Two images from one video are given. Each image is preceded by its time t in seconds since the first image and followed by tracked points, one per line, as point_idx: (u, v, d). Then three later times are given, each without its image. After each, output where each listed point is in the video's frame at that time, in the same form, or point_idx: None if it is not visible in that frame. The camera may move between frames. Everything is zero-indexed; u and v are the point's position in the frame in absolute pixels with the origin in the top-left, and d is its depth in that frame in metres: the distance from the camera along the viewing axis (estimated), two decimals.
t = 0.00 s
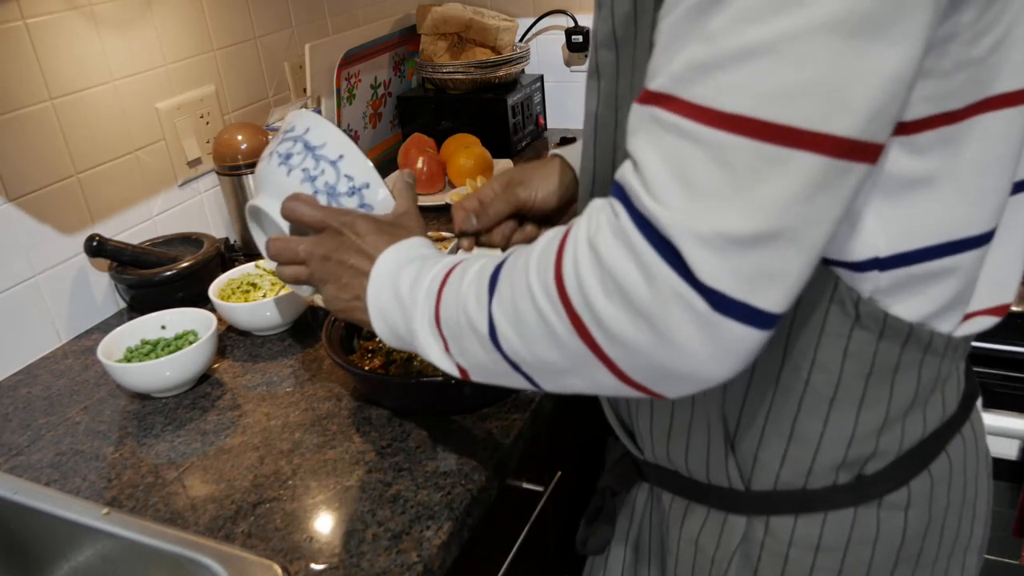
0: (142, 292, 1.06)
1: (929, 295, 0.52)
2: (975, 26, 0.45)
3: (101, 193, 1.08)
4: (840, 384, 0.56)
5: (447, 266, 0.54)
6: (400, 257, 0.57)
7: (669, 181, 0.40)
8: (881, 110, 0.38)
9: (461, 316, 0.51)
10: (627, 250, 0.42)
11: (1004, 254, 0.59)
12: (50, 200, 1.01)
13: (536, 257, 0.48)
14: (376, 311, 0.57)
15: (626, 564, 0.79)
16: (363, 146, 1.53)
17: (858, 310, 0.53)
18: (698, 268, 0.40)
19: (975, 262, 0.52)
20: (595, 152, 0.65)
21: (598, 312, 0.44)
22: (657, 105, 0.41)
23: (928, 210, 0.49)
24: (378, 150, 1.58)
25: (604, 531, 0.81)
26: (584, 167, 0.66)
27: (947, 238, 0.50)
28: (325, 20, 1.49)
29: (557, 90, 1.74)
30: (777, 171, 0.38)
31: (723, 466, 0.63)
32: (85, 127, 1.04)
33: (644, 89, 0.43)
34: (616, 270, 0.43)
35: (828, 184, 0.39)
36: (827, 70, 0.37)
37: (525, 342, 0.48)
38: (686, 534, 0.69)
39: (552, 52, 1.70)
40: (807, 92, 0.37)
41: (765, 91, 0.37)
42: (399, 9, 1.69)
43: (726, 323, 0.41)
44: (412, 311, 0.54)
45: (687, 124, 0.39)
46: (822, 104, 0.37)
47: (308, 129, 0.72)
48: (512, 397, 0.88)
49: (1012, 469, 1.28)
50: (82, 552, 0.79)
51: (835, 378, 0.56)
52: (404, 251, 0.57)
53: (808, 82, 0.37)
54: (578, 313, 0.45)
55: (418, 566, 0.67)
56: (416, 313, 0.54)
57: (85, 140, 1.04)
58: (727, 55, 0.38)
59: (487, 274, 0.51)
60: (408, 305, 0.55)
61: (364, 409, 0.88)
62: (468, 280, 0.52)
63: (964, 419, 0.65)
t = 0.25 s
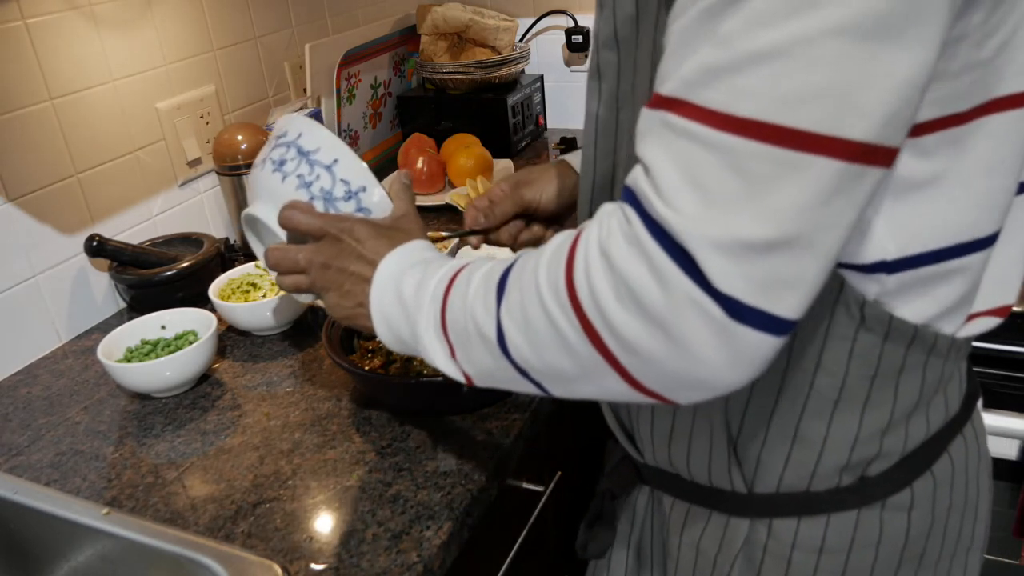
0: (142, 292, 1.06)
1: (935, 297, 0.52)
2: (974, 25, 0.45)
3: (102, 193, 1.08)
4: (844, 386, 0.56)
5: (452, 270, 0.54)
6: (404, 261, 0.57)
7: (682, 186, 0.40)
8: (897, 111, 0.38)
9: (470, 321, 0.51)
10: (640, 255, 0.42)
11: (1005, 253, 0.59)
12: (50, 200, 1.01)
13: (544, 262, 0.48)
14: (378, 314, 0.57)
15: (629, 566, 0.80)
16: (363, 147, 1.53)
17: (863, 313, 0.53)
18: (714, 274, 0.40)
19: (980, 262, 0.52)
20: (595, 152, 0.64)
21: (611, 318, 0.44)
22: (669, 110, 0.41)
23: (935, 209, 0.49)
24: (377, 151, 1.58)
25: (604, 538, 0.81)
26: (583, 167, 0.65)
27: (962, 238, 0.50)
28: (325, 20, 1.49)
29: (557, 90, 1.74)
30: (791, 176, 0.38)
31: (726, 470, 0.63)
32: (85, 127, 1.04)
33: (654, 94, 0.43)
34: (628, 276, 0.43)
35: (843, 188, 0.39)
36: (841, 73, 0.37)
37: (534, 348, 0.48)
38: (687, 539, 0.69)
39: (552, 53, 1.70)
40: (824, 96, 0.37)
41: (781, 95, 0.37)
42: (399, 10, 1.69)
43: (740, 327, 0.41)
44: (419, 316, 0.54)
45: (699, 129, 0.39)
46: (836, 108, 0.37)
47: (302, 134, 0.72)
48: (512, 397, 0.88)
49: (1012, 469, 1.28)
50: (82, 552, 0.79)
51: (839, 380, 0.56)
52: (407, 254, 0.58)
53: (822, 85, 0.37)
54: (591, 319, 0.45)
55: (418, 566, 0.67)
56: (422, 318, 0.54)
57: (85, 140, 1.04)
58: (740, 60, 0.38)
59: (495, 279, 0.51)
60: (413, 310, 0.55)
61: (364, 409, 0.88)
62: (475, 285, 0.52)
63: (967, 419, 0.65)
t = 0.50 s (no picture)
0: (142, 292, 1.06)
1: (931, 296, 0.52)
2: (971, 29, 0.46)
3: (102, 193, 1.08)
4: (845, 387, 0.56)
5: (453, 273, 0.54)
6: (405, 265, 0.57)
7: (692, 194, 0.40)
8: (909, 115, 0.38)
9: (475, 326, 0.51)
10: (651, 261, 0.42)
11: (1006, 253, 0.59)
12: (50, 200, 1.01)
13: (551, 267, 0.48)
14: (377, 322, 0.57)
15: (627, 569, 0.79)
16: (363, 147, 1.53)
17: (864, 313, 0.52)
18: (727, 283, 0.40)
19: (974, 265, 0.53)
20: (593, 154, 0.64)
21: (623, 326, 0.44)
22: (676, 119, 0.41)
23: (937, 210, 0.49)
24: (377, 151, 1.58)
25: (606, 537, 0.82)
26: (581, 168, 0.65)
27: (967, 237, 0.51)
28: (325, 20, 1.49)
29: (557, 90, 1.74)
30: (801, 186, 0.38)
31: (726, 470, 0.63)
32: (85, 126, 1.04)
33: (660, 102, 0.43)
34: (639, 283, 0.42)
35: (852, 194, 0.39)
36: (851, 81, 0.37)
37: (543, 355, 0.48)
38: (687, 540, 0.69)
39: (552, 53, 1.70)
40: (834, 103, 0.37)
41: (791, 103, 0.37)
42: (399, 9, 1.69)
43: (751, 333, 0.41)
44: (422, 320, 0.54)
45: (708, 138, 0.39)
46: (846, 117, 0.37)
47: (275, 143, 0.72)
48: (513, 397, 0.88)
49: (1012, 469, 1.28)
50: (82, 552, 0.79)
51: (840, 381, 0.56)
52: (407, 258, 0.57)
53: (832, 94, 0.37)
54: (602, 327, 0.45)
55: (418, 566, 0.67)
56: (425, 321, 0.54)
57: (85, 140, 1.04)
58: (748, 70, 0.38)
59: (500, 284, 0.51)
60: (415, 316, 0.54)
61: (364, 409, 0.88)
62: (478, 291, 0.52)
63: (966, 417, 0.65)
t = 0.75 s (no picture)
0: (142, 292, 1.06)
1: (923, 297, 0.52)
2: (969, 33, 0.46)
3: (102, 193, 1.08)
4: (835, 386, 0.56)
5: (444, 272, 0.54)
6: (397, 265, 0.57)
7: (676, 196, 0.40)
8: (890, 120, 0.38)
9: (464, 327, 0.51)
10: (635, 263, 0.42)
11: (1004, 254, 0.59)
12: (50, 200, 1.01)
13: (537, 268, 0.48)
14: (371, 325, 0.56)
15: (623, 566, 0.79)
16: (363, 147, 1.53)
17: (853, 313, 0.53)
18: (709, 285, 0.40)
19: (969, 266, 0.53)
20: (591, 153, 0.65)
21: (607, 327, 0.44)
22: (662, 120, 0.41)
23: (932, 211, 0.49)
24: (377, 151, 1.58)
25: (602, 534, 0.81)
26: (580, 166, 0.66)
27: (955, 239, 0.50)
28: (325, 20, 1.49)
29: (557, 90, 1.74)
30: (785, 188, 0.38)
31: (718, 469, 0.63)
32: (85, 126, 1.04)
33: (646, 104, 0.44)
34: (624, 284, 0.43)
35: (833, 198, 0.39)
36: (836, 85, 0.37)
37: (530, 356, 0.48)
38: (682, 536, 0.69)
39: (552, 53, 1.70)
40: (817, 107, 0.37)
41: (774, 107, 0.37)
42: (399, 9, 1.69)
43: (734, 334, 0.41)
44: (411, 322, 0.54)
45: (693, 140, 0.39)
46: (830, 120, 0.37)
47: (267, 153, 0.73)
48: (512, 397, 0.88)
49: (1013, 469, 1.29)
50: (82, 552, 0.79)
51: (830, 380, 0.56)
52: (399, 258, 0.57)
53: (817, 97, 0.37)
54: (587, 328, 0.45)
55: (418, 566, 0.67)
56: (415, 322, 0.54)
57: (85, 140, 1.04)
58: (733, 72, 0.38)
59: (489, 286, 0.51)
60: (406, 319, 0.54)
61: (364, 409, 0.88)
62: (467, 293, 0.52)
63: (959, 418, 0.65)
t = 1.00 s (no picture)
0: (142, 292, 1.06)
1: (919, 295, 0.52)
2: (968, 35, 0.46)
3: (101, 193, 1.08)
4: (831, 382, 0.56)
5: (418, 314, 0.54)
6: (362, 319, 0.56)
7: (674, 219, 0.40)
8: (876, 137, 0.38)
9: (456, 367, 0.51)
10: (635, 283, 0.42)
11: (1002, 255, 0.59)
12: (49, 200, 1.01)
13: (529, 295, 0.48)
14: (349, 383, 0.56)
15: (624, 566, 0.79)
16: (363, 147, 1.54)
17: (847, 311, 0.53)
18: (714, 302, 0.40)
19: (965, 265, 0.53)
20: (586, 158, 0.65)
21: (612, 348, 0.44)
22: (657, 140, 0.41)
23: (928, 215, 0.49)
24: (376, 151, 1.58)
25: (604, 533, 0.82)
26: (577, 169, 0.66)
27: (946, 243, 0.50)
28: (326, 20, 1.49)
29: (557, 90, 1.74)
30: (779, 208, 0.38)
31: (716, 467, 0.63)
32: (85, 127, 1.04)
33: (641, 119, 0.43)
34: (626, 304, 0.43)
35: (825, 212, 0.39)
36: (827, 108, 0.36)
37: (533, 385, 0.48)
38: (681, 532, 0.69)
39: (552, 52, 1.70)
40: (809, 131, 0.37)
41: (766, 130, 0.37)
42: (399, 9, 1.69)
43: (739, 344, 0.42)
44: (394, 372, 0.54)
45: (689, 162, 0.39)
46: (823, 140, 0.37)
47: (174, 271, 0.66)
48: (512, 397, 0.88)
49: (1012, 470, 1.29)
50: (82, 552, 0.79)
51: (825, 377, 0.56)
52: (361, 312, 0.57)
53: (808, 120, 0.37)
54: (591, 350, 0.45)
55: (418, 566, 0.67)
56: (397, 368, 0.54)
57: (85, 140, 1.04)
58: (725, 97, 0.38)
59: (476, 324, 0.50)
60: (388, 372, 0.54)
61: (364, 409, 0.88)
62: (453, 330, 0.51)
63: (955, 413, 0.65)
